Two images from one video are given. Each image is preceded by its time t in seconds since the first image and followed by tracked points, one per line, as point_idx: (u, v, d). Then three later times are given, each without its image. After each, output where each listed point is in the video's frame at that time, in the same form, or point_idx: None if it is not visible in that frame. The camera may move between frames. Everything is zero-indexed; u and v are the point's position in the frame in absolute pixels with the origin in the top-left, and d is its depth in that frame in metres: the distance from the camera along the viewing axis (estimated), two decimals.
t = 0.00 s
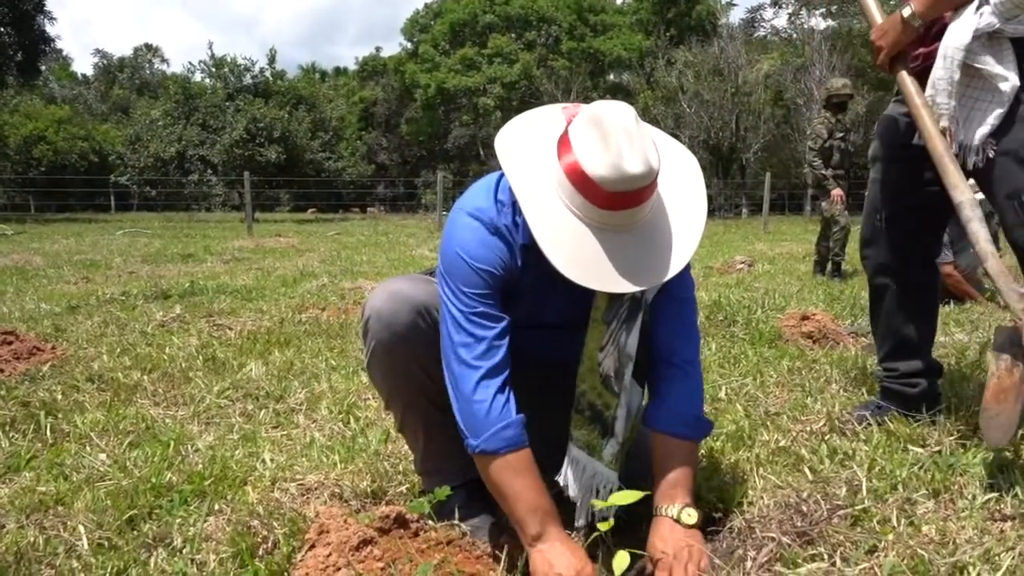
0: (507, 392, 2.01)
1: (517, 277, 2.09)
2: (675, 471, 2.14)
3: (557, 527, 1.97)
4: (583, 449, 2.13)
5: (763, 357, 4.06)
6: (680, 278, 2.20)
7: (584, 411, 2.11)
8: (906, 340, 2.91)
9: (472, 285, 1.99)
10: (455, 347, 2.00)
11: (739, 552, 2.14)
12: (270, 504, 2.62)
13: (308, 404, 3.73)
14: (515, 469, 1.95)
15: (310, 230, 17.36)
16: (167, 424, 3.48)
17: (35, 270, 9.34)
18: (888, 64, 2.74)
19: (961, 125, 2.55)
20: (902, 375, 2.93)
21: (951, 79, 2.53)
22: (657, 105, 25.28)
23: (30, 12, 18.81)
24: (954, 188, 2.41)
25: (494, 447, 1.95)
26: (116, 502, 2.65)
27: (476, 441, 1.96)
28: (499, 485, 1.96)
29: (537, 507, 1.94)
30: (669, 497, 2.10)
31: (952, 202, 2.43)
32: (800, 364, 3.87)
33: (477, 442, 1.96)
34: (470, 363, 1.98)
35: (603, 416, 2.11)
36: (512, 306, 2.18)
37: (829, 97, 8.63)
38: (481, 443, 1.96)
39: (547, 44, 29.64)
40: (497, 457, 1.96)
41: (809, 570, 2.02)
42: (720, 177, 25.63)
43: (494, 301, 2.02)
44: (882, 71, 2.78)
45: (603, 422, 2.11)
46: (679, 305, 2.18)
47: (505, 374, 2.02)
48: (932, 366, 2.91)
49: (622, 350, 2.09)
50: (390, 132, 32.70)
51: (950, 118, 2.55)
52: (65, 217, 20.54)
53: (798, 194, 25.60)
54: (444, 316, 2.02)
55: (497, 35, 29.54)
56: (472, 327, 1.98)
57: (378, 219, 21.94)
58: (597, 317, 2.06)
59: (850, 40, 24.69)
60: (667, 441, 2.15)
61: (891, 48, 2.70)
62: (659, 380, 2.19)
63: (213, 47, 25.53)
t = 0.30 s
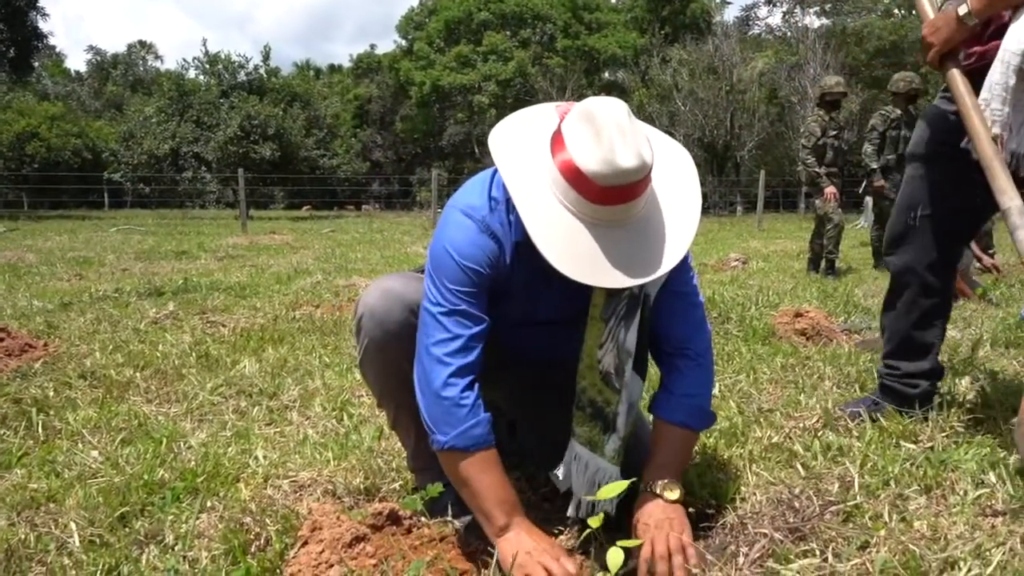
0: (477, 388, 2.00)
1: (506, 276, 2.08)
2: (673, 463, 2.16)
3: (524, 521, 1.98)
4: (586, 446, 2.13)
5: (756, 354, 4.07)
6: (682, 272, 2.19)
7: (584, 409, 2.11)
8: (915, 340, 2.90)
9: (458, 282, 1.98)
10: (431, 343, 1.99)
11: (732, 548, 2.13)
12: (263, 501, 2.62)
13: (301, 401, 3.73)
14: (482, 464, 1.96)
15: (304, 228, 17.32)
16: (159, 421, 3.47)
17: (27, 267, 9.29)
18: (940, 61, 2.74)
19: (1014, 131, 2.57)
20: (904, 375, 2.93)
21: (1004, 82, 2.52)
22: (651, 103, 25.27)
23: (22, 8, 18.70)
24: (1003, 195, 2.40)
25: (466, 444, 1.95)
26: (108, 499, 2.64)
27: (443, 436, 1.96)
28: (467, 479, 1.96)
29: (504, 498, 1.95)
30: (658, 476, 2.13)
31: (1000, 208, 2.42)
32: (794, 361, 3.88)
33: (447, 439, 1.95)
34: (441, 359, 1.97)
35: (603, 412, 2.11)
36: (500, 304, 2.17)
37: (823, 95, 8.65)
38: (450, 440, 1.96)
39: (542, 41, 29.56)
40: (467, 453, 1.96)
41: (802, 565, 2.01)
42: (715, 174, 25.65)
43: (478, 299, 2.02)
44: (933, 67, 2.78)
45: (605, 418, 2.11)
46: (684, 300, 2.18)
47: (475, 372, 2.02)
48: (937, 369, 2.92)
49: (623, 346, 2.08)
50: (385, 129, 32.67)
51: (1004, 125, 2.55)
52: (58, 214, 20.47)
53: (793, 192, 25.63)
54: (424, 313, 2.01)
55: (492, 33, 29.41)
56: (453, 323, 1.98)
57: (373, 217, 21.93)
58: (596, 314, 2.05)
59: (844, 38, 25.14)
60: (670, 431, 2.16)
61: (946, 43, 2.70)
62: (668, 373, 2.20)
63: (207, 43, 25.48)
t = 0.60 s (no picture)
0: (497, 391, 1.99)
1: (504, 277, 2.09)
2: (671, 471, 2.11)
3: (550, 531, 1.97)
4: (578, 448, 2.14)
5: (747, 350, 4.08)
6: (673, 272, 2.17)
7: (576, 411, 2.11)
8: (929, 331, 2.88)
9: (460, 286, 1.98)
10: (448, 345, 1.98)
11: (722, 544, 2.14)
12: (253, 497, 2.61)
13: (292, 397, 3.72)
14: (507, 469, 1.95)
15: (296, 224, 17.28)
16: (149, 417, 3.45)
17: (17, 263, 9.25)
18: (977, 46, 2.69)
19: None
20: (912, 361, 2.93)
21: None
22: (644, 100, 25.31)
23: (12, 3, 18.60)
24: None
25: (493, 446, 1.94)
26: (97, 496, 2.63)
27: (470, 440, 1.95)
28: (491, 485, 1.96)
29: (527, 506, 1.94)
30: (657, 490, 2.08)
31: None
32: (784, 357, 3.89)
33: (474, 441, 1.95)
34: (460, 363, 1.97)
35: (596, 415, 2.11)
36: (497, 305, 2.17)
37: (814, 93, 8.66)
38: (477, 443, 1.95)
39: (535, 39, 29.56)
40: (492, 456, 1.95)
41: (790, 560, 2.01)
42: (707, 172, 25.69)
43: (484, 299, 2.02)
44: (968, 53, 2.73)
45: (597, 421, 2.11)
46: (669, 297, 2.15)
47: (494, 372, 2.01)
48: (946, 361, 2.89)
49: (614, 348, 2.08)
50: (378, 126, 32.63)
51: None
52: (49, 210, 20.37)
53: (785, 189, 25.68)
54: (432, 316, 2.00)
55: (485, 29, 29.40)
56: (465, 325, 1.97)
57: (365, 214, 21.89)
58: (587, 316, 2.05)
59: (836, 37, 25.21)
60: (658, 435, 2.13)
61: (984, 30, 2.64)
62: (650, 375, 2.17)
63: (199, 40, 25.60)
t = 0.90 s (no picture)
0: (481, 383, 2.01)
1: (494, 265, 2.08)
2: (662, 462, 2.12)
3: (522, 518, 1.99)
4: (560, 439, 2.14)
5: (737, 345, 4.09)
6: (661, 266, 2.19)
7: (561, 401, 2.11)
8: (952, 313, 2.83)
9: (448, 275, 1.98)
10: (431, 335, 2.00)
11: (710, 536, 2.14)
12: (243, 491, 2.61)
13: (282, 392, 3.71)
14: (486, 461, 1.98)
15: (288, 220, 17.22)
16: (138, 413, 3.44)
17: (6, 259, 9.20)
18: (974, 23, 2.70)
19: None
20: (946, 343, 2.86)
21: None
22: (636, 96, 25.31)
23: None
24: (1004, 165, 2.40)
25: (469, 438, 1.97)
26: (86, 491, 2.62)
27: (451, 431, 1.97)
28: (469, 473, 1.99)
29: (504, 498, 1.98)
30: (652, 484, 2.09)
31: (1000, 181, 2.42)
32: (774, 352, 3.90)
33: (451, 432, 1.97)
34: (445, 353, 1.98)
35: (580, 406, 2.11)
36: (485, 296, 2.16)
37: (805, 89, 8.67)
38: (454, 434, 1.98)
39: (527, 35, 29.55)
40: (472, 447, 1.97)
41: (778, 551, 2.01)
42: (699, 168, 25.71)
43: (475, 287, 2.02)
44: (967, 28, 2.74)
45: (581, 412, 2.12)
46: (660, 291, 2.18)
47: (480, 364, 2.02)
48: (980, 337, 2.80)
49: (600, 339, 2.10)
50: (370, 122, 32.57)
51: None
52: (38, 206, 20.24)
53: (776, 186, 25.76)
54: (420, 305, 2.01)
55: (476, 25, 29.38)
56: (448, 315, 1.98)
57: (356, 210, 21.84)
58: (577, 306, 2.05)
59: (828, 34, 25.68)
60: (652, 428, 2.14)
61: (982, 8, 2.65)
62: (641, 369, 2.17)
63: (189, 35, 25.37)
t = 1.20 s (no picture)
0: (468, 374, 2.02)
1: (484, 256, 2.07)
2: (632, 444, 2.18)
3: (509, 503, 2.04)
4: (558, 426, 2.13)
5: (728, 338, 4.11)
6: (646, 257, 2.22)
7: (557, 388, 2.12)
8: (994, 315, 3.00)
9: (435, 268, 1.98)
10: (419, 331, 2.02)
11: (699, 527, 2.15)
12: (233, 484, 2.60)
13: (273, 385, 3.70)
14: (477, 452, 2.01)
15: (279, 215, 17.13)
16: (128, 406, 3.43)
17: None
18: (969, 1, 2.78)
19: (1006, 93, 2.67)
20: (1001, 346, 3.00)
21: (1007, 62, 2.56)
22: (628, 91, 25.31)
23: None
24: (968, 161, 2.67)
25: (456, 431, 2.00)
26: (75, 484, 2.61)
27: (441, 422, 2.00)
28: (463, 461, 2.02)
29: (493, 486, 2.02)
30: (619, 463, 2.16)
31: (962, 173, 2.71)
32: (764, 345, 3.92)
33: (441, 425, 2.00)
34: (433, 346, 2.00)
35: (577, 392, 2.11)
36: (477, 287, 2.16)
37: (796, 84, 8.68)
38: (443, 427, 2.01)
39: (519, 30, 29.49)
40: (462, 437, 2.00)
41: (767, 541, 2.01)
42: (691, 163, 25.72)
43: (464, 279, 2.02)
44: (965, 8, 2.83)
45: (578, 399, 2.12)
46: (645, 283, 2.20)
47: (468, 355, 2.03)
48: None
49: (597, 325, 2.10)
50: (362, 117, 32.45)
51: (997, 102, 2.58)
52: (28, 201, 20.14)
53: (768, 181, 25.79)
54: (407, 301, 2.02)
55: (469, 20, 29.26)
56: (434, 312, 1.99)
57: (348, 205, 21.76)
58: (571, 291, 2.06)
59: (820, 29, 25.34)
60: (628, 415, 2.18)
61: None
62: (623, 356, 2.21)
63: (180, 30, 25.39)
